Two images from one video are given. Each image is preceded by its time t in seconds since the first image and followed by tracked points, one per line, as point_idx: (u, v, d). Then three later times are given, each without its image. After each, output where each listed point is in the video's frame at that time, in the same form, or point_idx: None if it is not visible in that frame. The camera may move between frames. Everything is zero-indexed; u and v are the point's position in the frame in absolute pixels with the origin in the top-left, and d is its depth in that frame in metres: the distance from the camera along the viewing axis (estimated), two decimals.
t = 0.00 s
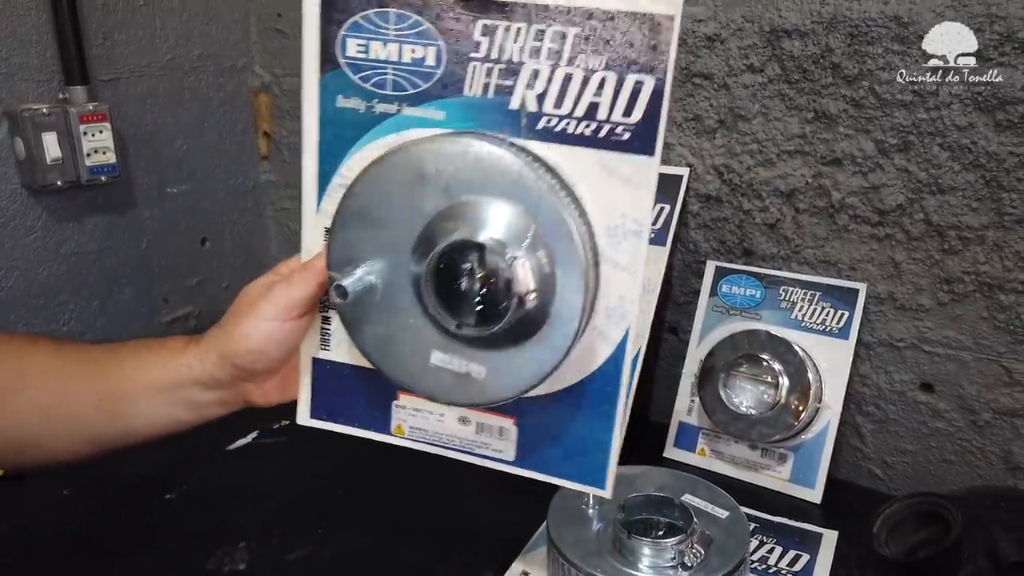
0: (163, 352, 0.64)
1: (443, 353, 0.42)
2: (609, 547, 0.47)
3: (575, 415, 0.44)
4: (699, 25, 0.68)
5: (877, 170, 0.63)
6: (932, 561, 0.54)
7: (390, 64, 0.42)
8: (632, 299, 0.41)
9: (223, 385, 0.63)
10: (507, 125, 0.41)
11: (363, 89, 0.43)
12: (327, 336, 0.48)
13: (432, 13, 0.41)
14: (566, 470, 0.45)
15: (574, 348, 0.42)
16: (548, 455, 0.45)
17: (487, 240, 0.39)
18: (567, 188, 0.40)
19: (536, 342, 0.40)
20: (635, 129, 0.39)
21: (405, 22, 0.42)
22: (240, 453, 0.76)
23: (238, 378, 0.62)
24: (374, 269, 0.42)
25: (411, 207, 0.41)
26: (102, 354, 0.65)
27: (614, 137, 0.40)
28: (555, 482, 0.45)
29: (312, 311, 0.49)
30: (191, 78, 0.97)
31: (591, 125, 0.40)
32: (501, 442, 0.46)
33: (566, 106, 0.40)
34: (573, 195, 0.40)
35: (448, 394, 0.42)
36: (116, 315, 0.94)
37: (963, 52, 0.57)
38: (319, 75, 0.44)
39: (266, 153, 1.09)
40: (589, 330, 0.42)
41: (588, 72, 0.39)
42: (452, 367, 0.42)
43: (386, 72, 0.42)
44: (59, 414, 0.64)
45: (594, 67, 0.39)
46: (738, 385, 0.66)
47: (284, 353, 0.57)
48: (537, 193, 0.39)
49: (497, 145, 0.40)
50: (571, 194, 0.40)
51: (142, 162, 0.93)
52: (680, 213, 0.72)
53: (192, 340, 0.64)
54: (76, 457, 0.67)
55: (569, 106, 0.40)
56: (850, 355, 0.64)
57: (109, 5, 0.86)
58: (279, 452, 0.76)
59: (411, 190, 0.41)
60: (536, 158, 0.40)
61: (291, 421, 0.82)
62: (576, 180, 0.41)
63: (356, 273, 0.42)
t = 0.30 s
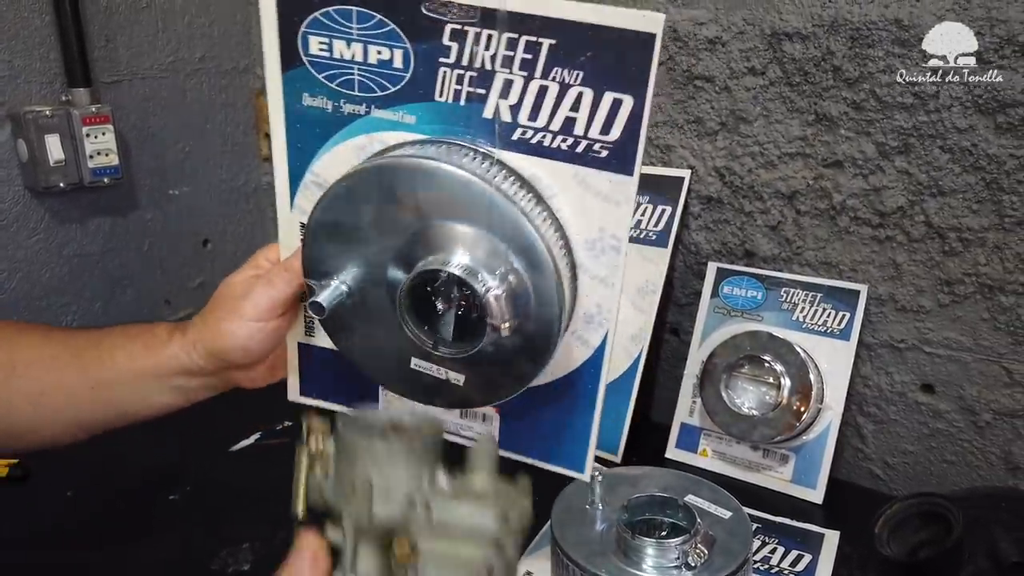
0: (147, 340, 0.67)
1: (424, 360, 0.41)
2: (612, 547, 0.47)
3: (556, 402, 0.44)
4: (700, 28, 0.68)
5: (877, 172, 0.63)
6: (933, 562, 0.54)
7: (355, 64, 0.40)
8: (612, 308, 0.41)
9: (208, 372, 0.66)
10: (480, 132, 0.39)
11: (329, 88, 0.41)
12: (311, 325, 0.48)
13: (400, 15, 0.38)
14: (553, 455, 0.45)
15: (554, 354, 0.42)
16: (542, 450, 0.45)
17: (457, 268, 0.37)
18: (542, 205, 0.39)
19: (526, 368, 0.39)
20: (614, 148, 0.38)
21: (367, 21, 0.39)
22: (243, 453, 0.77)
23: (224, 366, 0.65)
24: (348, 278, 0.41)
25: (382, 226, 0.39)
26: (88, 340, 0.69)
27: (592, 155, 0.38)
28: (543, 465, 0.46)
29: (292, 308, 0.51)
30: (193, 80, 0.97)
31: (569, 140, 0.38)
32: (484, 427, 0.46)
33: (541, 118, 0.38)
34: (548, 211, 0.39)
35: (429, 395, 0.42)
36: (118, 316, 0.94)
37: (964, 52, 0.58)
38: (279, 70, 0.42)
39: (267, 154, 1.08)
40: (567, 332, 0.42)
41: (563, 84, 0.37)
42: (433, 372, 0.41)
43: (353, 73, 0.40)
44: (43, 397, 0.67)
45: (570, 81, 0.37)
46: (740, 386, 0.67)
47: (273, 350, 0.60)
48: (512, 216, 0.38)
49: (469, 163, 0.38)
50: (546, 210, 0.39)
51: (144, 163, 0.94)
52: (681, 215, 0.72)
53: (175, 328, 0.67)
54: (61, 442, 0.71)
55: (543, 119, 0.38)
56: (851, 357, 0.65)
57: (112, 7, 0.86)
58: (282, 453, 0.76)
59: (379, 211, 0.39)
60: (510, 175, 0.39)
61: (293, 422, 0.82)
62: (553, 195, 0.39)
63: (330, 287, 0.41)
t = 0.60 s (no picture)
0: (148, 329, 0.74)
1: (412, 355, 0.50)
2: (621, 547, 0.47)
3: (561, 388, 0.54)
4: (706, 31, 0.68)
5: (882, 175, 0.63)
6: (937, 561, 0.55)
7: (333, 71, 0.47)
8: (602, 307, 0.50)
9: (208, 360, 0.73)
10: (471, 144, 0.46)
11: (311, 94, 0.48)
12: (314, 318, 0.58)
13: (378, 25, 0.44)
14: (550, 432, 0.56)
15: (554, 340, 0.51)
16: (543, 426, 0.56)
17: (463, 297, 0.45)
18: (530, 210, 0.47)
19: (518, 368, 0.50)
20: (602, 161, 0.45)
21: (343, 29, 0.45)
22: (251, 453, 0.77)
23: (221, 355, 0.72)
24: (349, 279, 0.49)
25: (376, 227, 0.46)
26: (91, 329, 0.75)
27: (579, 166, 0.45)
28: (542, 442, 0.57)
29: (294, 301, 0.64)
30: (200, 82, 0.97)
31: (556, 153, 0.45)
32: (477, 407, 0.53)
33: (527, 131, 0.45)
34: (535, 215, 0.47)
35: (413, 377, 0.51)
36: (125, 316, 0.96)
37: (964, 52, 0.58)
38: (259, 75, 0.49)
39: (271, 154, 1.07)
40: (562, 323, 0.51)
41: (549, 101, 0.43)
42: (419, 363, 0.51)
43: (332, 78, 0.47)
44: (48, 384, 0.73)
45: (555, 97, 0.43)
46: (746, 387, 0.67)
47: (267, 342, 0.70)
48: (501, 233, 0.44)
49: (462, 173, 0.46)
50: (534, 215, 0.47)
51: (150, 165, 0.94)
52: (687, 217, 0.73)
53: (175, 320, 0.74)
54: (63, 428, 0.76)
55: (530, 133, 0.45)
56: (856, 358, 0.65)
57: (119, 9, 0.87)
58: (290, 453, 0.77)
59: (375, 218, 0.46)
60: (500, 184, 0.47)
61: (301, 422, 0.82)
62: (541, 201, 0.47)
63: (325, 294, 0.49)
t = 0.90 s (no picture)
0: (159, 310, 0.77)
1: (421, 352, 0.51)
2: (639, 549, 0.47)
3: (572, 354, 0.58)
4: (722, 32, 0.68)
5: (900, 176, 0.63)
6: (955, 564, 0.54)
7: (303, 85, 0.46)
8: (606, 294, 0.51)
9: (217, 338, 0.77)
10: (459, 155, 0.45)
11: (285, 105, 0.48)
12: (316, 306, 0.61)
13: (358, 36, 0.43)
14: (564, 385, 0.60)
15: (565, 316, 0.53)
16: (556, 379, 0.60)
17: (464, 318, 0.46)
18: (525, 215, 0.46)
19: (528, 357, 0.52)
20: (597, 177, 0.44)
21: (308, 49, 0.43)
22: (266, 454, 0.77)
23: (229, 334, 0.76)
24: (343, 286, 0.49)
25: (367, 243, 0.45)
26: (101, 308, 0.78)
27: (574, 180, 0.44)
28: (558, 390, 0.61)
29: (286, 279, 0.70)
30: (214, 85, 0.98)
31: (550, 166, 0.44)
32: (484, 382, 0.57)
33: (517, 146, 0.44)
34: (531, 219, 0.47)
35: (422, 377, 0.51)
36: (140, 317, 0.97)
37: (964, 52, 0.58)
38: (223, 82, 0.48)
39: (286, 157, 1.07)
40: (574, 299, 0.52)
41: (537, 123, 0.42)
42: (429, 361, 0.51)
43: (305, 93, 0.46)
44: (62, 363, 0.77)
45: (543, 119, 0.42)
46: (762, 390, 0.66)
47: (272, 326, 0.76)
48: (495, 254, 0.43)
49: (453, 187, 0.45)
50: (531, 220, 0.47)
51: (165, 165, 0.96)
52: (702, 219, 0.73)
53: (185, 301, 0.77)
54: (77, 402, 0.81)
55: (520, 148, 0.44)
56: (874, 360, 0.64)
57: (134, 13, 0.89)
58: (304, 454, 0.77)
59: (369, 240, 0.45)
60: (493, 193, 0.46)
61: (315, 424, 0.83)
62: (536, 207, 0.46)
63: (328, 299, 0.49)
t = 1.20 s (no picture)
0: (174, 295, 0.78)
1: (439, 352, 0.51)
2: (652, 552, 0.47)
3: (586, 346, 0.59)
4: (736, 33, 0.68)
5: (916, 177, 0.62)
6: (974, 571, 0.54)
7: (318, 102, 0.45)
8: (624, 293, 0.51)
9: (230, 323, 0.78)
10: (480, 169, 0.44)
11: (300, 117, 0.47)
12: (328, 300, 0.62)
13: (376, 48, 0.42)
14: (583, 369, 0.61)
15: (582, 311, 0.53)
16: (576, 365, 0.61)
17: (484, 330, 0.47)
18: (546, 225, 0.46)
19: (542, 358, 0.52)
20: (621, 196, 0.43)
21: (323, 70, 0.42)
22: (277, 455, 0.77)
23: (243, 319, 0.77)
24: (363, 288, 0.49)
25: (387, 253, 0.45)
26: (116, 291, 0.79)
27: (597, 198, 0.44)
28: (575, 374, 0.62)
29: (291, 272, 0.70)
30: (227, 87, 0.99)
31: (572, 184, 0.43)
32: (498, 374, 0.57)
33: (540, 164, 0.43)
34: (553, 229, 0.46)
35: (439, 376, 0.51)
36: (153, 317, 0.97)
37: (963, 51, 0.58)
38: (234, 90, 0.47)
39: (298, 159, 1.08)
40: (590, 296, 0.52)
41: (561, 146, 0.41)
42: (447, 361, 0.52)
43: (319, 108, 0.45)
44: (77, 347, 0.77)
45: (567, 142, 0.41)
46: (776, 393, 0.66)
47: (285, 315, 0.77)
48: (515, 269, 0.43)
49: (473, 201, 0.44)
50: (552, 230, 0.46)
51: (178, 166, 0.96)
52: (715, 221, 0.73)
53: (199, 286, 0.78)
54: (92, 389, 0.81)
55: (543, 166, 0.43)
56: (889, 363, 0.64)
57: (148, 15, 0.90)
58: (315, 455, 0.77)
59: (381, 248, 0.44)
60: (513, 204, 0.45)
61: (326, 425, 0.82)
62: (558, 218, 0.45)
63: (348, 300, 0.48)
